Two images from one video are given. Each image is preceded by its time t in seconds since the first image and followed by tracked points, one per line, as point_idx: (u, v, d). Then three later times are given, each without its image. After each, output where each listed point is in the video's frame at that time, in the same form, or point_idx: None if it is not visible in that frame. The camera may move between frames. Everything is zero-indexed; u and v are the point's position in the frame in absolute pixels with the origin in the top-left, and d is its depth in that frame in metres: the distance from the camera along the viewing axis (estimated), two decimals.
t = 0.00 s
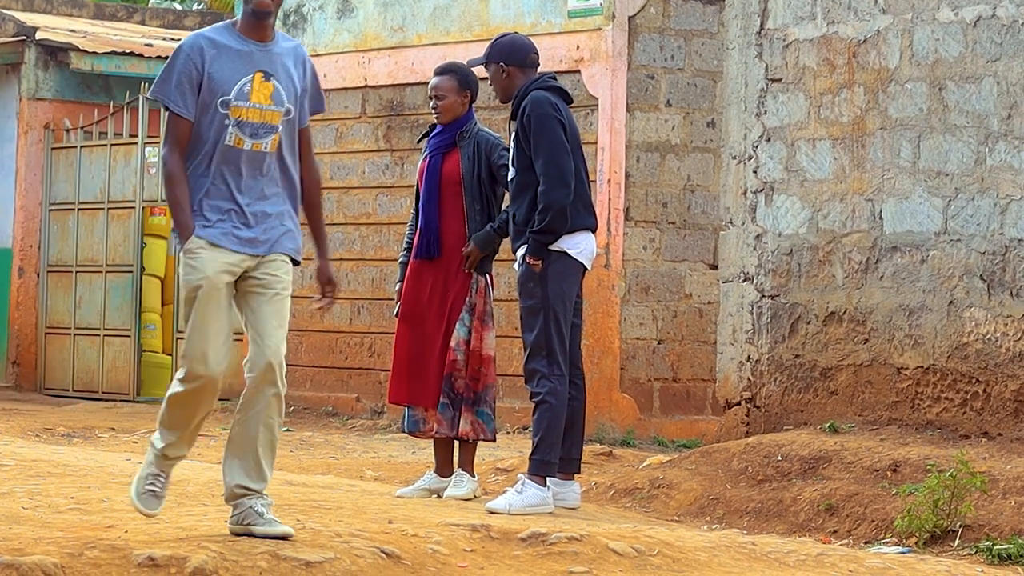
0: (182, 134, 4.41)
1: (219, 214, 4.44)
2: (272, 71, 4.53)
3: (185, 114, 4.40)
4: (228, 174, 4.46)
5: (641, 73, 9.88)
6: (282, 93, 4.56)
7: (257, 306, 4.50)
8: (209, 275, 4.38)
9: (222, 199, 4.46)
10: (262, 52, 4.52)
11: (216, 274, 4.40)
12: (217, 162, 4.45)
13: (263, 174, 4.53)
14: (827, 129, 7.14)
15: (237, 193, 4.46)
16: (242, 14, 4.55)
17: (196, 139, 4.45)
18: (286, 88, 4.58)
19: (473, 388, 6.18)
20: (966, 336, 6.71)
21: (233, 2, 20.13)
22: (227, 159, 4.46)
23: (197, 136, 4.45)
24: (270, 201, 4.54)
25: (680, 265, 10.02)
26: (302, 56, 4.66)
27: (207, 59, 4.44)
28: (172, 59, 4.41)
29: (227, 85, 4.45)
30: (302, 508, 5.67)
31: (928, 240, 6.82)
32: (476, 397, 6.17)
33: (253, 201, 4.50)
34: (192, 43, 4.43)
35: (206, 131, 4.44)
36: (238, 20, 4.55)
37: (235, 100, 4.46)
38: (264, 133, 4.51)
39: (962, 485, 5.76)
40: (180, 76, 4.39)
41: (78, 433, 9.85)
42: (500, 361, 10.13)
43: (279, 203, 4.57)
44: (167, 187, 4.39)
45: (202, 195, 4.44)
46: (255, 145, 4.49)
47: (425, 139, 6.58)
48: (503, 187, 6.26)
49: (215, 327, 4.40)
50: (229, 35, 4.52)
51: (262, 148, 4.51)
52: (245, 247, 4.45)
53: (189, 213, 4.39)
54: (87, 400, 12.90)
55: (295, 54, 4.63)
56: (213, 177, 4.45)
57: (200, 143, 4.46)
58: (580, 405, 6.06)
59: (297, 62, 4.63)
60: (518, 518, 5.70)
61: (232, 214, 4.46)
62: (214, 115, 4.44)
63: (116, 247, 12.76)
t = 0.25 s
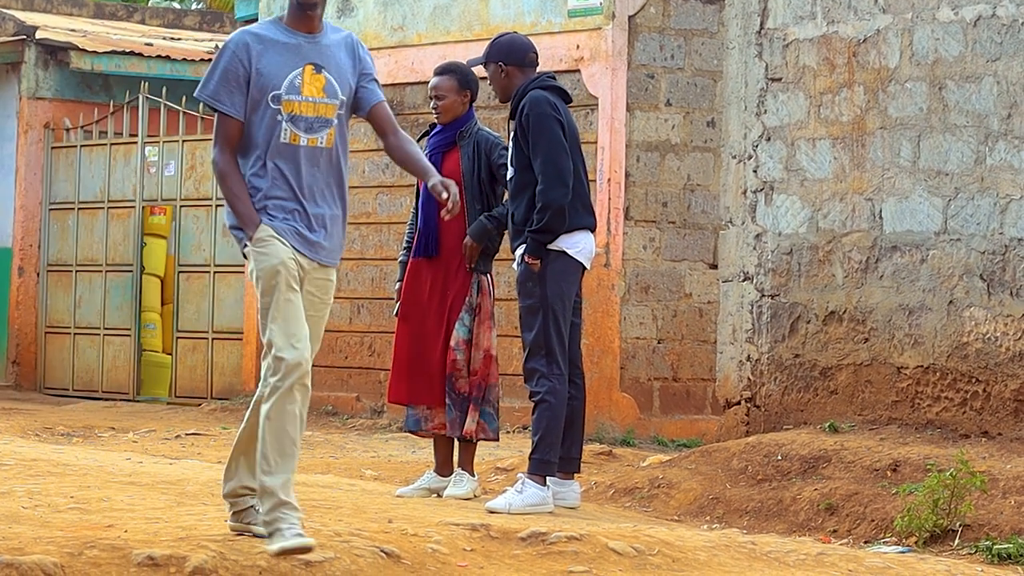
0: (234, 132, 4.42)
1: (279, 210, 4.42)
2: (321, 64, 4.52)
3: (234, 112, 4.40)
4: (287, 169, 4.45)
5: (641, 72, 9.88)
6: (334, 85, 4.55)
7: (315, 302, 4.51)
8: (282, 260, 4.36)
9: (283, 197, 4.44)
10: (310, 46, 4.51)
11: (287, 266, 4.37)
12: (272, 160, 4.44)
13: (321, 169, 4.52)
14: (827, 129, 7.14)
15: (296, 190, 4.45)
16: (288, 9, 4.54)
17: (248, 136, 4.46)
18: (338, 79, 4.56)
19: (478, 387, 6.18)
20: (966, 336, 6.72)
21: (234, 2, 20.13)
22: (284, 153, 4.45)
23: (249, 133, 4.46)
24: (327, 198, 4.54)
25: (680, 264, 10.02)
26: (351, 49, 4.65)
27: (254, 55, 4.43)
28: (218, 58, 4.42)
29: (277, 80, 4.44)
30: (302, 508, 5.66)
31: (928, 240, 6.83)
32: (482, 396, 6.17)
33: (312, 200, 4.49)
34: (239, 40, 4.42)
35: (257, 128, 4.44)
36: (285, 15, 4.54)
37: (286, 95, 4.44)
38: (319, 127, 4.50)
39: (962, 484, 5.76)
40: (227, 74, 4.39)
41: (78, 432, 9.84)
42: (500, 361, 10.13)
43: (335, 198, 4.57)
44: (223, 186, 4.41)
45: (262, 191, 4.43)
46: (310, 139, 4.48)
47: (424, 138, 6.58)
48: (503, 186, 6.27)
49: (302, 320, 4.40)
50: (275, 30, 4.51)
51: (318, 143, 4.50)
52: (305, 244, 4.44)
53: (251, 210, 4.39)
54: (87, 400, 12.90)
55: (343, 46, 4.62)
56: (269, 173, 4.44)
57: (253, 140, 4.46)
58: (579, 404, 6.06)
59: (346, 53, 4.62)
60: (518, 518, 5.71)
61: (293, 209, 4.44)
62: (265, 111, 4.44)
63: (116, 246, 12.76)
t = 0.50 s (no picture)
0: (285, 168, 4.18)
1: (330, 250, 4.18)
2: (374, 95, 4.30)
3: (284, 147, 4.17)
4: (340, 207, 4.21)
5: (641, 72, 9.87)
6: (387, 119, 4.32)
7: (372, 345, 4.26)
8: (334, 301, 4.11)
9: (333, 235, 4.20)
10: (362, 76, 4.29)
11: (344, 306, 4.13)
12: (323, 195, 4.19)
13: (374, 205, 4.27)
14: (827, 129, 7.14)
15: (347, 227, 4.21)
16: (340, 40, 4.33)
17: (299, 173, 4.21)
18: (390, 113, 4.34)
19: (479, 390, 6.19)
20: (966, 336, 6.72)
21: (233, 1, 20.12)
22: (337, 191, 4.21)
23: (299, 169, 4.21)
24: (380, 237, 4.29)
25: (680, 264, 10.02)
26: (404, 83, 4.43)
27: (305, 87, 4.21)
28: (268, 89, 4.20)
29: (329, 112, 4.21)
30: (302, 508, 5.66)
31: (928, 240, 6.83)
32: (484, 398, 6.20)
33: (363, 238, 4.24)
34: (288, 72, 4.21)
35: (308, 163, 4.20)
36: (336, 46, 4.33)
37: (338, 127, 4.22)
38: (372, 161, 4.26)
39: (962, 484, 5.76)
40: (276, 107, 4.17)
41: (78, 432, 9.84)
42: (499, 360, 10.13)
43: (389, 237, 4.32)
44: (273, 224, 4.15)
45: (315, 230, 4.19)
46: (362, 174, 4.25)
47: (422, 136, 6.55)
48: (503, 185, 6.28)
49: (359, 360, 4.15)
50: (326, 61, 4.30)
51: (370, 178, 4.26)
52: (357, 285, 4.19)
53: (302, 249, 4.14)
54: (86, 399, 12.90)
55: (396, 79, 4.40)
56: (321, 210, 4.19)
57: (303, 176, 4.22)
58: (579, 404, 6.05)
59: (399, 86, 4.40)
60: (518, 517, 5.71)
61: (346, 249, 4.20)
62: (317, 145, 4.20)
63: (116, 246, 12.75)
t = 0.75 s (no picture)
0: (345, 143, 4.00)
1: (380, 235, 4.03)
2: (440, 73, 4.13)
3: (346, 120, 3.98)
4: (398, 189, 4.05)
5: (640, 72, 9.87)
6: (451, 98, 4.16)
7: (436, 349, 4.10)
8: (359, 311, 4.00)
9: (387, 218, 4.04)
10: (430, 51, 4.11)
11: (365, 315, 4.01)
12: (382, 174, 4.03)
13: (430, 187, 4.11)
14: (827, 128, 7.14)
15: (402, 209, 4.05)
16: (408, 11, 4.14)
17: (355, 149, 4.03)
18: (453, 91, 4.17)
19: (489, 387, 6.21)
20: (965, 335, 6.72)
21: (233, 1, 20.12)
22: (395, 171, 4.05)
23: (356, 147, 4.03)
24: (436, 219, 4.13)
25: (680, 264, 10.02)
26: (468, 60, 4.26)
27: (373, 59, 4.02)
28: (333, 57, 3.99)
29: (395, 87, 4.03)
30: (302, 507, 5.66)
31: (927, 239, 6.83)
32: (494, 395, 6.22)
33: (419, 220, 4.09)
34: (356, 42, 4.02)
35: (368, 140, 4.02)
36: (404, 16, 4.13)
37: (403, 104, 4.05)
38: (434, 140, 4.11)
39: (961, 483, 5.76)
40: (343, 78, 3.97)
41: (78, 432, 9.85)
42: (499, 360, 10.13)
43: (444, 221, 4.17)
44: (321, 206, 3.98)
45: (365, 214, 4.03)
46: (424, 154, 4.08)
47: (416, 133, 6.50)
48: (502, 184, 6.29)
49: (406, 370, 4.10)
50: (393, 32, 4.10)
51: (432, 157, 4.10)
52: (407, 272, 4.04)
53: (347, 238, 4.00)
54: (86, 399, 12.90)
55: (459, 54, 4.23)
56: (374, 192, 4.03)
57: (359, 154, 4.04)
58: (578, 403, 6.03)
59: (462, 63, 4.22)
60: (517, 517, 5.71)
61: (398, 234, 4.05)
62: (380, 122, 4.03)
63: (116, 246, 12.75)
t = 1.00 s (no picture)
0: (421, 167, 3.87)
1: (463, 260, 3.87)
2: (520, 89, 3.97)
3: (422, 143, 3.85)
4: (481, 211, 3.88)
5: (640, 71, 9.87)
6: (532, 114, 4.00)
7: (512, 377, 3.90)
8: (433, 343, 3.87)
9: (469, 242, 3.87)
10: (507, 68, 3.96)
11: (451, 336, 3.86)
12: (461, 197, 3.87)
13: (516, 208, 3.93)
14: (827, 127, 7.14)
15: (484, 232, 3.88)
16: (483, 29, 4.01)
17: (434, 173, 3.89)
18: (535, 109, 4.01)
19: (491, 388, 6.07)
20: (966, 334, 6.73)
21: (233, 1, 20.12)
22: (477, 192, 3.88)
23: (435, 170, 3.89)
24: (523, 242, 3.94)
25: (679, 263, 10.01)
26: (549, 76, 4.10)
27: (448, 79, 3.88)
28: (407, 79, 3.87)
29: (473, 106, 3.89)
30: (302, 507, 5.66)
31: (927, 238, 6.83)
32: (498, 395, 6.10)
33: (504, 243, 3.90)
34: (429, 62, 3.89)
35: (447, 162, 3.88)
36: (480, 33, 4.00)
37: (481, 123, 3.89)
38: (516, 160, 3.93)
39: (962, 482, 5.76)
40: (417, 99, 3.84)
41: (78, 432, 9.85)
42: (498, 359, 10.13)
43: (534, 244, 3.98)
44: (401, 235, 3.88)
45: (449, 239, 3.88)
46: (507, 174, 3.92)
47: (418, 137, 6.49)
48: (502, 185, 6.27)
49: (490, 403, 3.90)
50: (469, 49, 3.96)
51: (515, 178, 3.93)
52: (491, 297, 3.87)
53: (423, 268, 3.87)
54: (86, 399, 12.91)
55: (540, 70, 4.07)
56: (454, 216, 3.87)
57: (438, 177, 3.90)
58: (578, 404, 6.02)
59: (544, 79, 4.07)
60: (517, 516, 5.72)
61: (484, 258, 3.88)
62: (457, 142, 3.88)
63: (116, 246, 12.75)
